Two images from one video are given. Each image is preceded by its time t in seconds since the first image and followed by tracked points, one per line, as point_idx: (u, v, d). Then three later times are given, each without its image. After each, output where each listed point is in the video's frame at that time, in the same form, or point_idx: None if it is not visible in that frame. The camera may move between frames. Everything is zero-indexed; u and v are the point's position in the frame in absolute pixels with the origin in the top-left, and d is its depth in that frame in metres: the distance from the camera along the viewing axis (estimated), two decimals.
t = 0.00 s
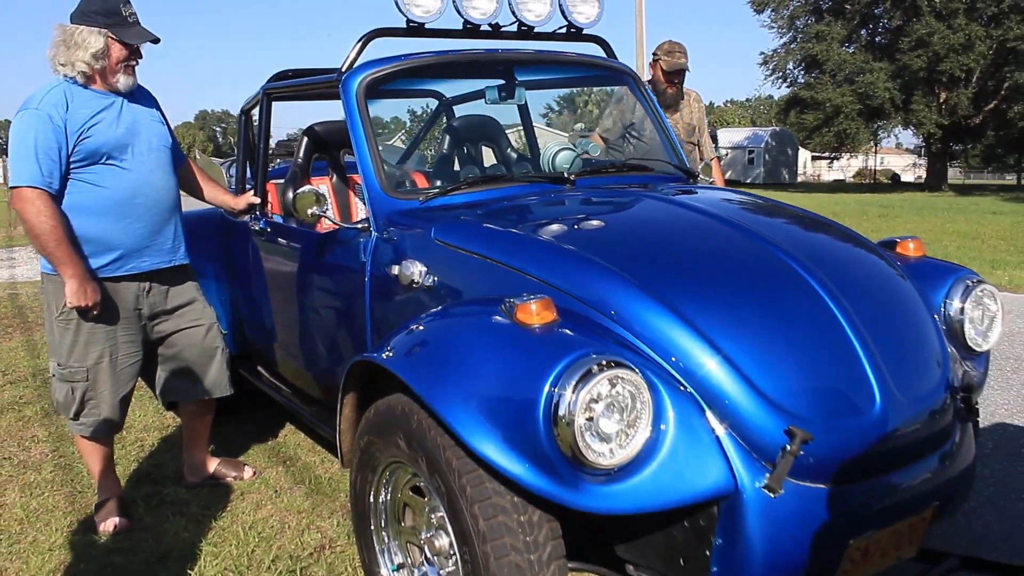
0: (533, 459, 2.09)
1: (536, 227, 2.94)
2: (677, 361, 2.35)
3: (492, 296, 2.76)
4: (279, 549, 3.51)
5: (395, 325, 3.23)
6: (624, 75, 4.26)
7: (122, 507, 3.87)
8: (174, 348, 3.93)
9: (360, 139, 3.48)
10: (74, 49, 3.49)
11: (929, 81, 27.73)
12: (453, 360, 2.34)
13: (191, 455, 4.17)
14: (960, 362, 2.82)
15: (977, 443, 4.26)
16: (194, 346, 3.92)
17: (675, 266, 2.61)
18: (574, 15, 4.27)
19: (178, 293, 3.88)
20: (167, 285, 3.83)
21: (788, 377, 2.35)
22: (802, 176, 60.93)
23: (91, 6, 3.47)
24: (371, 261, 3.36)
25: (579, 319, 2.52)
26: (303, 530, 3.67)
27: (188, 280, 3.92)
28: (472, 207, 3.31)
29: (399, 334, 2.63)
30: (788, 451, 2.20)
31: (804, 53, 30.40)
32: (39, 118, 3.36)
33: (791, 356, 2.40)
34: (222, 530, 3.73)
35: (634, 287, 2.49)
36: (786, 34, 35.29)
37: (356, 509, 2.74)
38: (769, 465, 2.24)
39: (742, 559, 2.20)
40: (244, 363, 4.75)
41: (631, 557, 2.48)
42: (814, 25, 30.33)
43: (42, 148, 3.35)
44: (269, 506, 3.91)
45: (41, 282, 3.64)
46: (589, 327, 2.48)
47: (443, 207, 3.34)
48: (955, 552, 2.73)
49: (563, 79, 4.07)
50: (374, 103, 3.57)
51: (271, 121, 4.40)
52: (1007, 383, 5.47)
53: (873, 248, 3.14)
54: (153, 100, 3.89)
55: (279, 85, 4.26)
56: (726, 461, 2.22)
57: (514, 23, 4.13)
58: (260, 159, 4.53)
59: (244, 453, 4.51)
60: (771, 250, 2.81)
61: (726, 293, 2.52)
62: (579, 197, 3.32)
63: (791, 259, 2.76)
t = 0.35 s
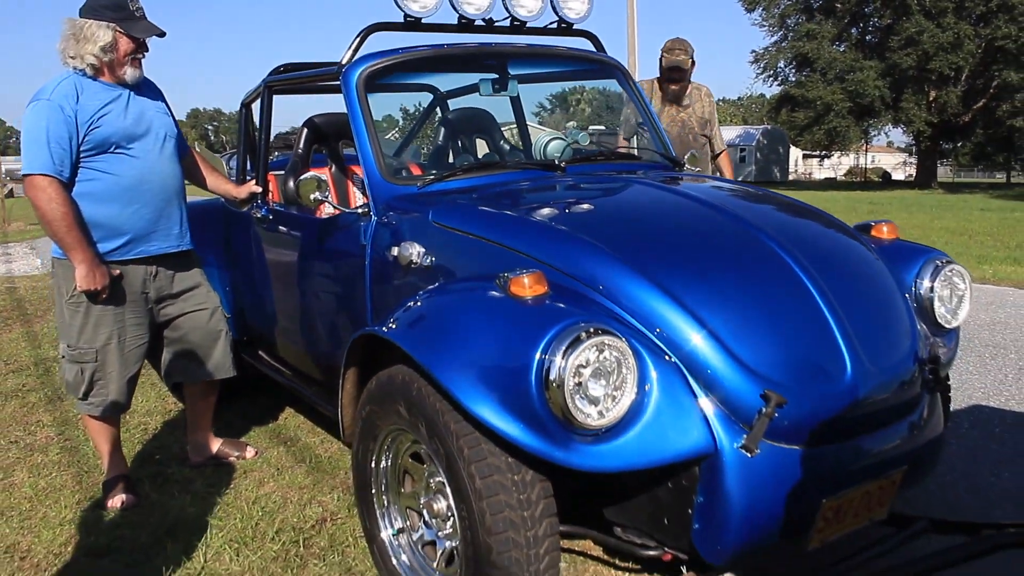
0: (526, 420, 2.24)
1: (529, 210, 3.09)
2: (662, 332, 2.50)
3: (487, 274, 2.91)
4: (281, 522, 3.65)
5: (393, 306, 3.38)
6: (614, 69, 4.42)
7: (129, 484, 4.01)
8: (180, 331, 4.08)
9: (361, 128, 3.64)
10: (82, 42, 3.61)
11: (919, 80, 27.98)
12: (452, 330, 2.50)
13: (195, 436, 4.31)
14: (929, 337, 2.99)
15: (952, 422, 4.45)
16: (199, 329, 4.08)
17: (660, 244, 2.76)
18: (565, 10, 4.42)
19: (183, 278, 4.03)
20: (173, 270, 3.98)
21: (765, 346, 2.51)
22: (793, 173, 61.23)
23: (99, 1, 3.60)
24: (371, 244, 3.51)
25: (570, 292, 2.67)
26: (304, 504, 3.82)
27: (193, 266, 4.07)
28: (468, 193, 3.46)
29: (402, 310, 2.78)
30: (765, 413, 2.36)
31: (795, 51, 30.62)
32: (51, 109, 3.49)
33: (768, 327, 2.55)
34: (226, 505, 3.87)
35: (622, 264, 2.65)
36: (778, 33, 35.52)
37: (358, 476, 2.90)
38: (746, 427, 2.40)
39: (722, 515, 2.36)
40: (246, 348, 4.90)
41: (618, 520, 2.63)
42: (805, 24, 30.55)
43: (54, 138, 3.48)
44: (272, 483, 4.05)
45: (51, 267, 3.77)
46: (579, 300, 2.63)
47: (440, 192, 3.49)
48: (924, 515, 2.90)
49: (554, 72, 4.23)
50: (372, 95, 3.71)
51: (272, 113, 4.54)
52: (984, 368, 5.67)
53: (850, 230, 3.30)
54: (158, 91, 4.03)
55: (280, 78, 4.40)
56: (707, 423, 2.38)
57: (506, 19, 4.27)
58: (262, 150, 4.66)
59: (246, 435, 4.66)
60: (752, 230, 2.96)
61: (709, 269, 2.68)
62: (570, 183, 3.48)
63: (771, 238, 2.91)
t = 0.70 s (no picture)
0: (528, 384, 2.42)
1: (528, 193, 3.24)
2: (655, 304, 2.66)
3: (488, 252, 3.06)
4: (289, 495, 3.80)
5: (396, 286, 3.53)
6: (608, 62, 4.58)
7: (139, 461, 4.15)
8: (189, 314, 4.23)
9: (366, 117, 3.81)
10: (96, 34, 3.75)
11: (910, 78, 28.24)
12: (456, 303, 2.67)
13: (203, 416, 4.45)
14: (907, 313, 3.16)
15: (934, 402, 4.62)
16: (208, 311, 4.23)
17: (653, 223, 2.92)
18: (561, 5, 4.58)
19: (193, 262, 4.17)
20: (183, 255, 4.12)
21: (750, 318, 2.67)
22: (785, 171, 61.53)
23: None
24: (376, 227, 3.65)
25: (568, 268, 2.83)
26: (310, 479, 3.96)
27: (202, 251, 4.22)
28: (468, 176, 3.61)
29: (408, 286, 2.93)
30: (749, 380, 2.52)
31: (787, 50, 30.83)
32: (67, 98, 3.63)
33: (754, 300, 2.71)
34: (234, 480, 4.01)
35: (616, 242, 2.80)
36: (770, 32, 35.74)
37: (366, 445, 3.05)
38: (733, 392, 2.56)
39: (710, 474, 2.52)
40: (251, 333, 5.04)
41: (612, 484, 2.79)
42: (797, 22, 30.77)
43: (71, 126, 3.62)
44: (278, 460, 4.20)
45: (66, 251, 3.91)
46: (576, 276, 2.79)
47: (442, 177, 3.64)
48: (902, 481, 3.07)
49: (551, 64, 4.38)
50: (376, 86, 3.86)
51: (277, 104, 4.69)
52: (966, 354, 5.85)
53: (834, 213, 3.47)
54: (169, 82, 4.17)
55: (286, 70, 4.55)
56: (696, 389, 2.54)
57: (505, 13, 4.43)
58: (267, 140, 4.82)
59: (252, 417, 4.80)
60: (741, 210, 3.10)
61: (699, 246, 2.83)
62: (565, 169, 3.63)
63: (759, 218, 3.06)
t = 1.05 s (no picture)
0: (530, 377, 2.49)
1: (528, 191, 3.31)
2: (653, 300, 2.73)
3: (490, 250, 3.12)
4: (292, 489, 3.86)
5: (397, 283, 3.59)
6: (604, 62, 4.65)
7: (143, 456, 4.20)
8: (193, 311, 4.29)
9: (369, 117, 3.88)
10: (101, 35, 3.79)
11: (902, 77, 28.38)
12: (460, 299, 2.74)
13: (206, 412, 4.51)
14: (898, 309, 3.24)
15: (924, 397, 4.71)
16: (211, 308, 4.30)
17: (651, 221, 2.99)
18: (558, 7, 4.65)
19: (197, 260, 4.23)
20: (187, 253, 4.18)
21: (746, 314, 2.74)
22: (778, 170, 61.69)
23: None
24: (378, 225, 3.72)
25: (568, 265, 2.90)
26: (312, 474, 4.03)
27: (205, 249, 4.28)
28: (469, 175, 3.68)
29: (412, 283, 3.00)
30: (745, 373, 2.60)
31: (780, 48, 30.94)
32: (73, 98, 3.68)
33: (750, 296, 2.78)
34: (238, 475, 4.07)
35: (615, 239, 2.88)
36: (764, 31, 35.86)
37: (370, 438, 3.12)
38: (729, 385, 2.63)
39: (707, 465, 2.59)
40: (252, 330, 5.10)
41: (612, 476, 2.86)
42: (789, 21, 30.89)
43: (76, 126, 3.67)
44: (281, 456, 4.26)
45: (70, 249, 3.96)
46: (576, 272, 2.86)
47: (443, 176, 3.71)
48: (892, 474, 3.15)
49: (548, 64, 4.45)
50: (377, 87, 3.93)
51: (278, 104, 4.75)
52: (956, 350, 5.94)
53: (827, 211, 3.54)
54: (172, 82, 4.22)
55: (287, 70, 4.61)
56: (693, 382, 2.62)
57: (503, 14, 4.49)
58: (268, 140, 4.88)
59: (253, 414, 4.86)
60: (736, 209, 3.18)
61: (696, 244, 2.91)
62: (563, 168, 3.70)
63: (754, 216, 3.13)
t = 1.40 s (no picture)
0: (527, 379, 2.54)
1: (522, 194, 3.35)
2: (647, 302, 2.78)
3: (485, 253, 3.17)
4: (291, 489, 3.90)
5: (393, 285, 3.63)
6: (597, 65, 4.70)
7: (142, 457, 4.24)
8: (191, 313, 4.33)
9: (366, 121, 3.92)
10: (100, 39, 3.82)
11: (892, 75, 28.51)
12: (457, 302, 2.79)
13: (204, 413, 4.55)
14: (887, 310, 3.30)
15: (913, 395, 4.78)
16: (209, 310, 4.34)
17: (644, 224, 3.04)
18: (552, 11, 4.69)
19: (194, 262, 4.27)
20: (185, 255, 4.22)
21: (738, 315, 2.79)
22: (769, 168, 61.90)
23: (116, 1, 3.82)
24: (375, 227, 3.76)
25: (562, 268, 2.95)
26: (310, 474, 4.07)
27: (203, 252, 4.31)
28: (463, 179, 3.73)
29: (409, 285, 3.05)
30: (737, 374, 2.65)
31: (771, 47, 31.06)
32: (71, 103, 3.71)
33: (741, 298, 2.84)
34: (236, 475, 4.11)
35: (608, 242, 2.93)
36: (755, 29, 35.99)
37: (368, 438, 3.17)
38: (721, 386, 2.69)
39: (700, 464, 2.64)
40: (249, 331, 5.14)
41: (606, 475, 2.91)
42: (780, 20, 31.02)
43: (74, 131, 3.71)
44: (279, 456, 4.30)
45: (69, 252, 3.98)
46: (571, 274, 2.91)
47: (438, 180, 3.75)
48: (881, 471, 3.21)
49: (541, 68, 4.50)
50: (373, 90, 3.98)
51: (274, 107, 4.79)
52: (945, 348, 6.01)
53: (817, 213, 3.60)
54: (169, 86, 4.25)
55: (283, 74, 4.65)
56: (686, 382, 2.67)
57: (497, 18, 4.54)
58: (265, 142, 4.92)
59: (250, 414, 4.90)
60: (727, 211, 3.23)
61: (689, 247, 2.96)
62: (556, 171, 3.75)
63: (744, 218, 3.18)
